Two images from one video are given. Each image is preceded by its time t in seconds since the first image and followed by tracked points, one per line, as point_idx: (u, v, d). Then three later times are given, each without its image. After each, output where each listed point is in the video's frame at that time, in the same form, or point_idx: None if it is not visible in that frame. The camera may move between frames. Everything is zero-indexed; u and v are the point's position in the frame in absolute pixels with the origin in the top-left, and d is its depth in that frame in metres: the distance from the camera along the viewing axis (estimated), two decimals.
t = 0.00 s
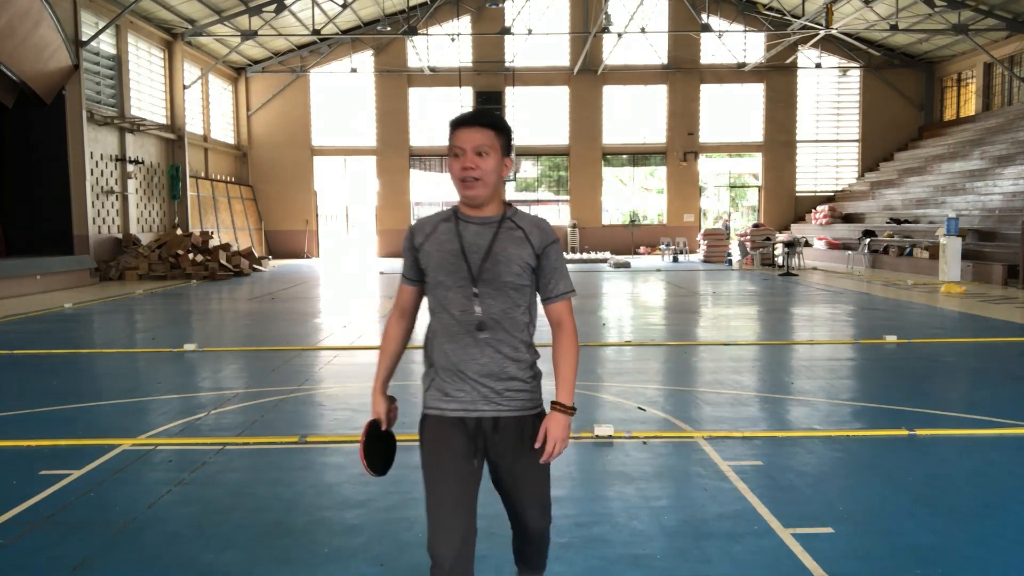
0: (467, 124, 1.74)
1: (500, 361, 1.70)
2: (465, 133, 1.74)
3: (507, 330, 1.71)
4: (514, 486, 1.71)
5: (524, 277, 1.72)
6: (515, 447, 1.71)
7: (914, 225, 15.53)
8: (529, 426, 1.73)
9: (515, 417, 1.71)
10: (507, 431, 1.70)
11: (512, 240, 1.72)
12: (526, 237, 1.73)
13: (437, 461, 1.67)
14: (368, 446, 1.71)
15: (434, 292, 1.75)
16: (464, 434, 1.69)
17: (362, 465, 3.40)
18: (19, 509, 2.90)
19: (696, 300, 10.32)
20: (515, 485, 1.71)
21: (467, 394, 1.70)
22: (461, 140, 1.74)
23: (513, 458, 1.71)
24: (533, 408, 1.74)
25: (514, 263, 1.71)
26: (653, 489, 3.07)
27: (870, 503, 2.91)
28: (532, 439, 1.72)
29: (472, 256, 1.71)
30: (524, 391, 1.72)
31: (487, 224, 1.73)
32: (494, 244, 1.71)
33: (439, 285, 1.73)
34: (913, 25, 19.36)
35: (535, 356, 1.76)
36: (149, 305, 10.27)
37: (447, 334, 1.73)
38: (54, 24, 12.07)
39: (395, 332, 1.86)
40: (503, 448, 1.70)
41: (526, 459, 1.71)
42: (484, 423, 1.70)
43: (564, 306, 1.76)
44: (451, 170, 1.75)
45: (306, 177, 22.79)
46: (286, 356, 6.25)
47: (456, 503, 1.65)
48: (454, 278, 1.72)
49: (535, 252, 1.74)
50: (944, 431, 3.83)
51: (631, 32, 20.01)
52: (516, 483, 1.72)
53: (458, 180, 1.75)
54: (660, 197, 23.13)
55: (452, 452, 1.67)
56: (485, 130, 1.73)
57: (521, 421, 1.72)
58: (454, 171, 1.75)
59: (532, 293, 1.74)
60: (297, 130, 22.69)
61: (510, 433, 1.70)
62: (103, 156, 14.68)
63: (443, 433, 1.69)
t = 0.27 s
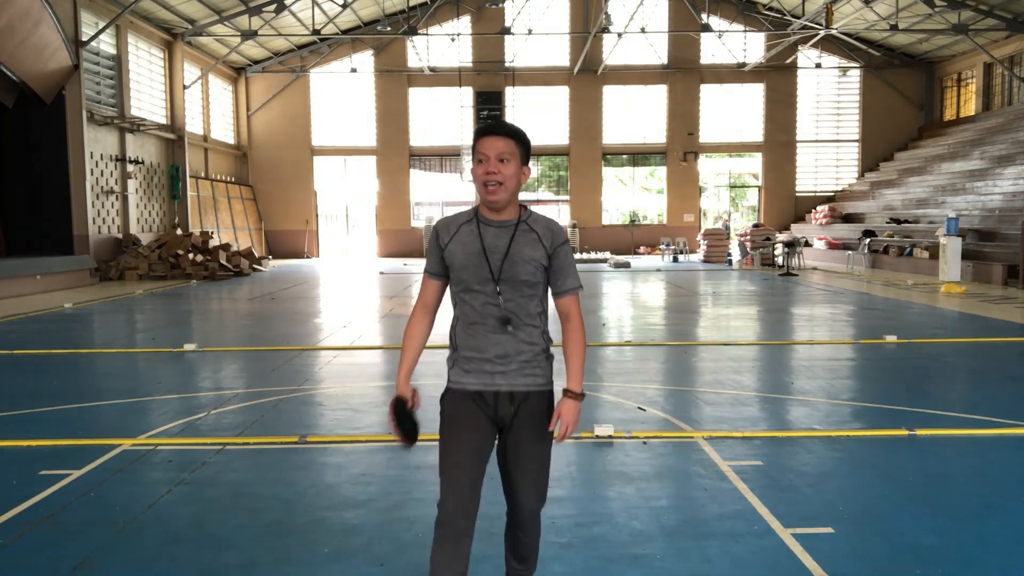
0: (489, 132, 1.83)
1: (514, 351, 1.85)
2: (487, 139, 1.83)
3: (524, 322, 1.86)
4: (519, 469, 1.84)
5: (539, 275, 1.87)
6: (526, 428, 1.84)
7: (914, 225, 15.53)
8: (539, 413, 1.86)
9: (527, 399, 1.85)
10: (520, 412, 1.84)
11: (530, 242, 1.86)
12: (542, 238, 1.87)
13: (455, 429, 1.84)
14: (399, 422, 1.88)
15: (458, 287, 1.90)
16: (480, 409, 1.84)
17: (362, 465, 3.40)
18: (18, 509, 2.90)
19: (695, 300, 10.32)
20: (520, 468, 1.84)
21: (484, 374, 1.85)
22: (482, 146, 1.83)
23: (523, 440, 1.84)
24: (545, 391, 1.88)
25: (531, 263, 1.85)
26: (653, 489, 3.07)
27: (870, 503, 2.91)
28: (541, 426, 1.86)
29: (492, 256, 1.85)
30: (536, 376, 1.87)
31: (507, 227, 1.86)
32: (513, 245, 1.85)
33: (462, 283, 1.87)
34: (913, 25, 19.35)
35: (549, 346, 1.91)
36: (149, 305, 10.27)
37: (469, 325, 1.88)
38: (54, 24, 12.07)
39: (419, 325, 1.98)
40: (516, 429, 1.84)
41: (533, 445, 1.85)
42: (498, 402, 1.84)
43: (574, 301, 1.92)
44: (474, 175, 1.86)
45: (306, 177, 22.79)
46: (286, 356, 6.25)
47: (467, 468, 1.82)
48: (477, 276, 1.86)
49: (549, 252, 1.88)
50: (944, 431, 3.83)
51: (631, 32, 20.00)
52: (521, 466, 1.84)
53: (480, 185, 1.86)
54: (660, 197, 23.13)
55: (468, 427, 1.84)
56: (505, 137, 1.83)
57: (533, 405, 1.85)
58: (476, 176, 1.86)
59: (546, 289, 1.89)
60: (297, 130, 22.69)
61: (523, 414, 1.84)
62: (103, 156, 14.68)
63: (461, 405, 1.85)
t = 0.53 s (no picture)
0: (485, 134, 2.04)
1: (506, 334, 2.06)
2: (483, 141, 2.04)
3: (515, 307, 2.07)
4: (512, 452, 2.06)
5: (529, 265, 2.07)
6: (519, 415, 2.06)
7: (914, 225, 15.53)
8: (532, 401, 2.07)
9: (519, 386, 2.06)
10: (513, 398, 2.06)
11: (520, 233, 2.06)
12: (530, 230, 2.07)
13: (454, 413, 2.06)
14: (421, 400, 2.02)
15: (454, 277, 2.08)
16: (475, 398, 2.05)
17: (362, 465, 3.40)
18: (19, 509, 2.90)
19: (695, 300, 10.32)
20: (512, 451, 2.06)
21: (479, 358, 2.05)
22: (479, 147, 2.04)
23: (515, 420, 2.06)
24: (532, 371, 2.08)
25: (521, 252, 2.06)
26: (653, 489, 3.07)
27: (870, 503, 2.91)
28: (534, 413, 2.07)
29: (486, 246, 2.05)
30: (527, 360, 2.08)
31: (500, 220, 2.06)
32: (505, 236, 2.05)
33: (458, 271, 2.06)
34: (913, 25, 19.35)
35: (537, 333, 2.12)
36: (149, 305, 10.27)
37: (464, 311, 2.07)
38: (54, 24, 12.07)
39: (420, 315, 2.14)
40: (511, 412, 2.06)
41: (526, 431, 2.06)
42: (493, 387, 2.05)
43: (559, 287, 2.13)
44: (470, 174, 2.06)
45: (306, 177, 22.79)
46: (286, 356, 6.25)
47: (465, 446, 2.08)
48: (471, 266, 2.05)
49: (537, 243, 2.08)
50: (944, 431, 3.83)
51: (631, 32, 20.00)
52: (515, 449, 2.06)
53: (476, 182, 2.06)
54: (660, 197, 23.12)
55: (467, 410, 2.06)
56: (498, 140, 2.05)
57: (524, 393, 2.06)
58: (471, 175, 2.06)
59: (535, 277, 2.10)
60: (297, 130, 22.69)
61: (517, 398, 2.06)
62: (103, 156, 14.68)
63: (459, 393, 2.05)
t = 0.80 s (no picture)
0: (470, 145, 2.15)
1: (491, 332, 2.20)
2: (469, 151, 2.15)
3: (500, 308, 2.21)
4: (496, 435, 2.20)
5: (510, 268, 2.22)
6: (500, 401, 2.19)
7: (914, 225, 15.52)
8: (511, 387, 2.20)
9: (498, 375, 2.20)
10: (494, 386, 2.20)
11: (503, 238, 2.21)
12: (511, 235, 2.22)
13: (443, 404, 2.22)
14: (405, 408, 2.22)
15: (440, 279, 2.21)
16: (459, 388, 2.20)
17: (362, 465, 3.40)
18: (19, 509, 2.90)
19: (695, 300, 10.32)
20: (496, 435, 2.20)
21: (465, 354, 2.19)
22: (464, 156, 2.15)
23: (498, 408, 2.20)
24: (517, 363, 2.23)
25: (504, 256, 2.20)
26: (653, 489, 3.07)
27: (870, 503, 2.91)
28: (512, 399, 2.20)
29: (471, 251, 2.18)
30: (508, 353, 2.22)
31: (484, 226, 2.20)
32: (489, 241, 2.18)
33: (445, 274, 2.18)
34: (913, 25, 19.35)
35: (518, 328, 2.27)
36: (149, 305, 10.28)
37: (451, 311, 2.20)
38: (54, 24, 12.08)
39: (407, 313, 2.26)
40: (492, 399, 2.20)
41: (505, 416, 2.19)
42: (476, 378, 2.19)
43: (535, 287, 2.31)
44: (455, 182, 2.17)
45: (306, 178, 22.80)
46: (286, 356, 6.25)
47: (457, 434, 2.24)
48: (458, 270, 2.19)
49: (518, 247, 2.23)
50: (945, 431, 3.83)
51: (631, 32, 20.00)
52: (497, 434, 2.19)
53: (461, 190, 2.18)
54: (660, 197, 23.13)
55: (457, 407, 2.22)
56: (483, 150, 2.16)
57: (505, 380, 2.20)
58: (457, 184, 2.18)
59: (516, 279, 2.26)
60: (297, 130, 22.69)
61: (498, 386, 2.20)
62: (103, 156, 14.69)
63: (444, 386, 2.20)
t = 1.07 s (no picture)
0: (468, 143, 2.28)
1: (487, 321, 2.33)
2: (467, 149, 2.29)
3: (495, 298, 2.35)
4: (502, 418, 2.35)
5: (505, 259, 2.35)
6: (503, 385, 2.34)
7: (914, 225, 15.52)
8: (512, 373, 2.35)
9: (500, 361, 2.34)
10: (495, 370, 2.35)
11: (499, 231, 2.34)
12: (507, 229, 2.34)
13: (445, 390, 2.37)
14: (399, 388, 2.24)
15: (438, 271, 2.36)
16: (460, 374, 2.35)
17: (362, 465, 3.40)
18: (19, 509, 2.90)
19: (695, 300, 10.32)
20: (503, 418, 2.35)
21: (463, 341, 2.33)
22: (463, 153, 2.29)
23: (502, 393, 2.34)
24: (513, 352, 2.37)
25: (499, 249, 2.33)
26: (653, 489, 3.07)
27: (870, 503, 2.91)
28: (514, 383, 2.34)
29: (467, 245, 2.32)
30: (505, 341, 2.35)
31: (481, 220, 2.33)
32: (484, 235, 2.32)
33: (443, 266, 2.33)
34: (913, 25, 19.35)
35: (516, 317, 2.40)
36: (149, 305, 10.27)
37: (449, 301, 2.35)
38: (54, 24, 12.08)
39: (405, 303, 2.42)
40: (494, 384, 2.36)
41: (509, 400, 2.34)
42: (475, 363, 2.34)
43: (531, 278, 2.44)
44: (455, 178, 2.31)
45: (306, 177, 22.79)
46: (286, 356, 6.25)
47: (460, 419, 2.38)
48: (456, 262, 2.33)
49: (513, 240, 2.36)
50: (944, 431, 3.83)
51: (631, 32, 20.00)
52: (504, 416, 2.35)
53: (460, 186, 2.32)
54: (660, 197, 23.12)
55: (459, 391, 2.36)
56: (481, 148, 2.29)
57: (506, 366, 2.35)
58: (455, 180, 2.32)
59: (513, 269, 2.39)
60: (297, 130, 22.69)
61: (499, 373, 2.35)
62: (103, 156, 14.69)
63: (447, 374, 2.35)
